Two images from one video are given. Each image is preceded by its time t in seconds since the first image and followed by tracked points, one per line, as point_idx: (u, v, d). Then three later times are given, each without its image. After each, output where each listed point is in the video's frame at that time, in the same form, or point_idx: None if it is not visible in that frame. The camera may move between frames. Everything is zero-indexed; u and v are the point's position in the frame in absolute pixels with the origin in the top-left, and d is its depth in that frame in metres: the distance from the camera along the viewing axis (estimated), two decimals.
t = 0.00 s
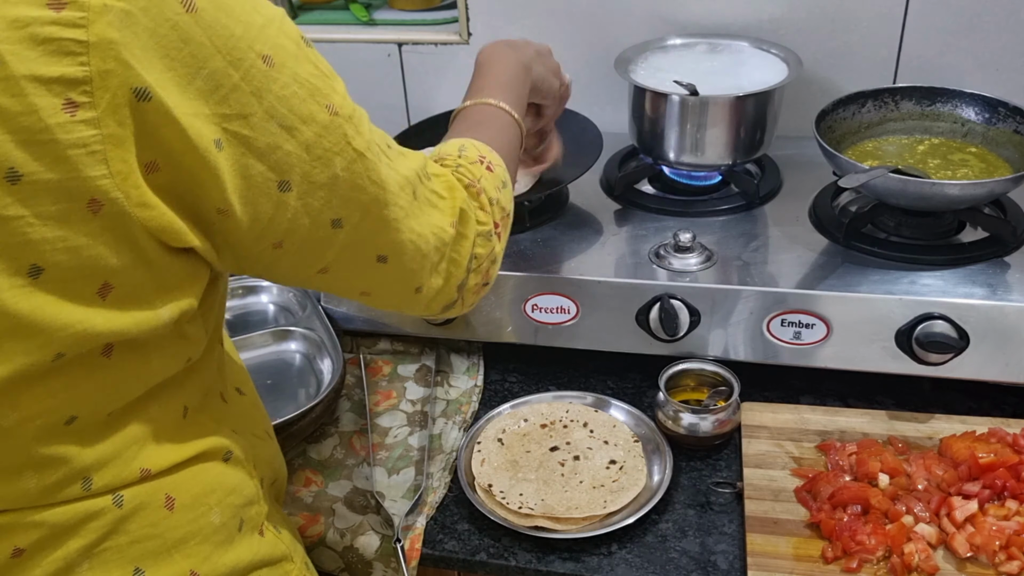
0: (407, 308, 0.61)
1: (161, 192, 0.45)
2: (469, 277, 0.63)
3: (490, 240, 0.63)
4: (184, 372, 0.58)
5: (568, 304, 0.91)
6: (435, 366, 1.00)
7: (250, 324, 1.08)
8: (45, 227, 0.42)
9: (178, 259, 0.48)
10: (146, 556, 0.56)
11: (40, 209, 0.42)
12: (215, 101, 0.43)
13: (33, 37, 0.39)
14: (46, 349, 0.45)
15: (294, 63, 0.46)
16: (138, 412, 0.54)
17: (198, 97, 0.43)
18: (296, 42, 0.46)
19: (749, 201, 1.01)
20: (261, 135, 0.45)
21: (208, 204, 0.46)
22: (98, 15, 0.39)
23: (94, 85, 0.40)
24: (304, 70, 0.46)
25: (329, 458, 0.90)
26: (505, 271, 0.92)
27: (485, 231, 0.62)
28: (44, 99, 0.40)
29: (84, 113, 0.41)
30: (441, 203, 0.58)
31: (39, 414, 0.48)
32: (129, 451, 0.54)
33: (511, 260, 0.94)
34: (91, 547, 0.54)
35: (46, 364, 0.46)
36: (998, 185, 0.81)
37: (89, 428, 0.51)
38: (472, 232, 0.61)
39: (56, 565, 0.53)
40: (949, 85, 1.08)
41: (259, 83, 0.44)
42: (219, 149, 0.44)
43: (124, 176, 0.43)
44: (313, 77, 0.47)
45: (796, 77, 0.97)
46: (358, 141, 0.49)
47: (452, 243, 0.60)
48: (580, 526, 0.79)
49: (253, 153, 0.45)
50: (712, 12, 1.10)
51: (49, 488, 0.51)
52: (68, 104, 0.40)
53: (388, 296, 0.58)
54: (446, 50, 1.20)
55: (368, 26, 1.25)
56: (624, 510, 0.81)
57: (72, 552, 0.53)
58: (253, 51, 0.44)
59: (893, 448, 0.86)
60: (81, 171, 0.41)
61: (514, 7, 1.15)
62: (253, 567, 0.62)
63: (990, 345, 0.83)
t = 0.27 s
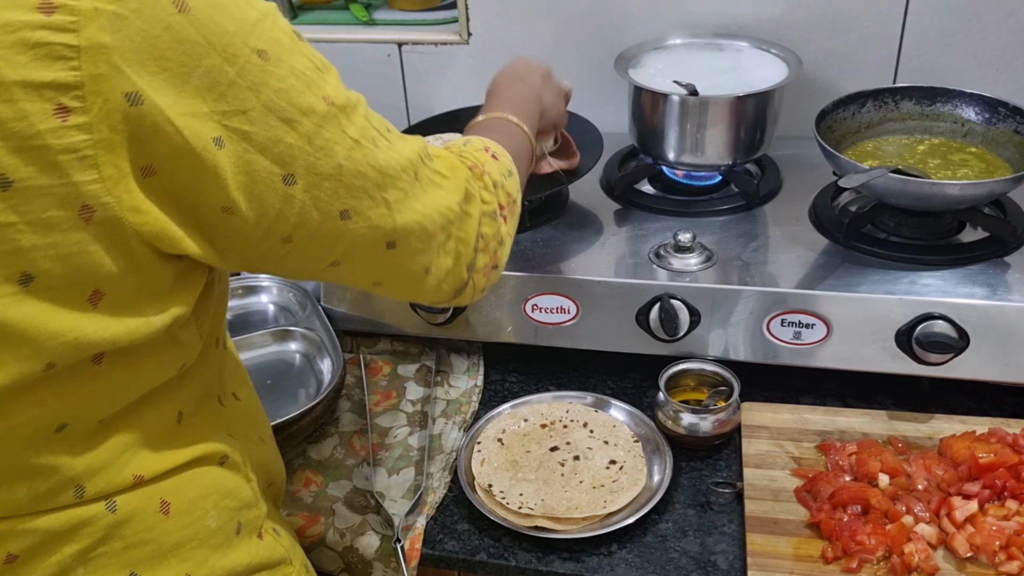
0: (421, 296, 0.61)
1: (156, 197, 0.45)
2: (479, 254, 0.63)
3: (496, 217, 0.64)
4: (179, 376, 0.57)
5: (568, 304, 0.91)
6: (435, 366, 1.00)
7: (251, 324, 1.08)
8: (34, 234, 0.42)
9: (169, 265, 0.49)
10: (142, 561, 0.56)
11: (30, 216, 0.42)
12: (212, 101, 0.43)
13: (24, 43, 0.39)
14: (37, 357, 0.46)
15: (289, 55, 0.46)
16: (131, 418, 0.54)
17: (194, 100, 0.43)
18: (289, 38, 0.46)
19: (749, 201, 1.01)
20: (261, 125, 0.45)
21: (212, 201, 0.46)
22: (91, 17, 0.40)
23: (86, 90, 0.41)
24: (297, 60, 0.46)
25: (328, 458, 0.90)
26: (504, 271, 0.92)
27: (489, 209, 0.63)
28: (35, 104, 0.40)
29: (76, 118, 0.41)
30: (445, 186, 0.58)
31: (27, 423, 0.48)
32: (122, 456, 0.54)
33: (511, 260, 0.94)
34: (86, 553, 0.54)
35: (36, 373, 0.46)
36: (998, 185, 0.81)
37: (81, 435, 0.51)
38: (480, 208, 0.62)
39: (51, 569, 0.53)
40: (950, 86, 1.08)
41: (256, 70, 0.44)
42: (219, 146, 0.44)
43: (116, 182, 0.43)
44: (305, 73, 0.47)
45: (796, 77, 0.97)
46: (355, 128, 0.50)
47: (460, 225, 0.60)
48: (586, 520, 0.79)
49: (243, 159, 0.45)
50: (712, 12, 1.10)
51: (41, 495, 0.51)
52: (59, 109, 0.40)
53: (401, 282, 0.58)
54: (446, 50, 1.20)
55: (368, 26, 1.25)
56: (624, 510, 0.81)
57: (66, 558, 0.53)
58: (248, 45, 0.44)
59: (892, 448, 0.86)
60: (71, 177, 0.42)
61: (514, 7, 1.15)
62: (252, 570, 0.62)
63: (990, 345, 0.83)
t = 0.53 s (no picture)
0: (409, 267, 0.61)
1: (126, 206, 0.46)
2: (460, 218, 0.63)
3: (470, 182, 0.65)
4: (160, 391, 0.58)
5: (568, 304, 0.91)
6: (435, 366, 1.00)
7: (251, 324, 1.08)
8: (6, 248, 0.43)
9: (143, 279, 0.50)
10: None
11: None
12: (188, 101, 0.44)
13: None
14: (9, 372, 0.46)
15: (263, 45, 0.46)
16: (108, 435, 0.54)
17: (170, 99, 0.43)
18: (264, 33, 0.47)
19: (749, 201, 1.01)
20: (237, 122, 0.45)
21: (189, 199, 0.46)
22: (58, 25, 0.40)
23: (54, 100, 0.41)
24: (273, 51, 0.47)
25: (328, 459, 0.89)
26: (505, 271, 0.92)
27: (461, 174, 0.64)
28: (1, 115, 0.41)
29: (43, 129, 0.41)
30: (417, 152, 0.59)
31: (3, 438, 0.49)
32: (100, 472, 0.54)
33: (511, 260, 0.94)
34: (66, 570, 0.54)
35: (8, 390, 0.47)
36: (998, 185, 0.81)
37: (57, 451, 0.52)
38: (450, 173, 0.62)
39: None
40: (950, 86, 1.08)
41: (231, 65, 0.45)
42: (196, 143, 0.45)
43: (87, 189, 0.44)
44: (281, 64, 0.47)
45: (796, 77, 0.97)
46: (328, 108, 0.50)
47: (437, 188, 0.60)
48: (583, 523, 0.79)
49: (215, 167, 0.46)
50: (712, 12, 1.10)
51: (19, 513, 0.52)
52: (26, 120, 0.41)
53: (389, 258, 0.58)
54: (446, 50, 1.20)
55: (369, 26, 1.25)
56: (624, 510, 0.81)
57: None
58: (222, 41, 0.44)
59: (893, 448, 0.86)
60: (38, 189, 0.42)
61: (514, 7, 1.15)
62: None
63: (990, 345, 0.83)
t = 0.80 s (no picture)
0: (403, 240, 0.61)
1: (146, 192, 0.46)
2: (451, 195, 0.63)
3: (463, 160, 0.64)
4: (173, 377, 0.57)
5: (568, 304, 0.91)
6: (435, 366, 1.00)
7: (251, 324, 1.08)
8: (31, 231, 0.43)
9: (161, 261, 0.50)
10: (137, 562, 0.56)
11: (27, 213, 0.42)
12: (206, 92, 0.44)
13: (23, 42, 0.40)
14: (33, 352, 0.46)
15: (275, 40, 0.47)
16: (124, 420, 0.54)
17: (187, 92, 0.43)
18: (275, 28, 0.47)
19: (749, 201, 1.01)
20: (248, 112, 0.46)
21: (200, 185, 0.47)
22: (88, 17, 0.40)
23: (83, 89, 0.41)
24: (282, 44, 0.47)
25: (328, 458, 0.89)
26: (504, 271, 0.92)
27: (455, 153, 0.63)
28: (34, 102, 0.41)
29: (73, 117, 0.42)
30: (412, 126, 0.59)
31: (23, 422, 0.48)
32: (116, 456, 0.54)
33: (511, 260, 0.94)
34: (82, 554, 0.54)
35: (34, 371, 0.47)
36: (998, 185, 0.81)
37: (73, 434, 0.51)
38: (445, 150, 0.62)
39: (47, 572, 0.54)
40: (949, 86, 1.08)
41: (245, 58, 0.45)
42: (215, 132, 0.45)
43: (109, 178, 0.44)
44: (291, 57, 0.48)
45: (796, 77, 0.97)
46: (331, 96, 0.51)
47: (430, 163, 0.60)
48: (586, 519, 0.79)
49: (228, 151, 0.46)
50: (712, 12, 1.10)
51: (36, 495, 0.52)
52: (57, 107, 0.41)
53: (383, 235, 0.59)
54: (446, 50, 1.20)
55: (368, 26, 1.25)
56: (624, 510, 0.81)
57: (63, 560, 0.54)
58: (238, 36, 0.45)
59: (893, 448, 0.86)
60: (66, 174, 0.42)
61: (513, 6, 1.15)
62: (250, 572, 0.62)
63: (990, 346, 0.83)
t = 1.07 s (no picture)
0: (401, 291, 0.61)
1: (149, 187, 0.45)
2: (452, 247, 0.63)
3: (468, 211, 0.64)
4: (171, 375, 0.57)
5: (568, 304, 0.91)
6: (435, 366, 1.00)
7: (250, 324, 1.08)
8: (32, 217, 0.43)
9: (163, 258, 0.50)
10: (138, 557, 0.56)
11: (28, 199, 0.42)
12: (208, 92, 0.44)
13: (29, 30, 0.40)
14: (31, 340, 0.46)
15: (284, 52, 0.47)
16: (124, 414, 0.54)
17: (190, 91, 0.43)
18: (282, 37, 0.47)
19: (749, 201, 1.01)
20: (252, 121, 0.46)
21: (200, 191, 0.46)
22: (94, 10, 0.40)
23: (88, 79, 0.41)
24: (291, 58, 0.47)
25: (329, 458, 0.90)
26: (504, 271, 0.92)
27: (461, 205, 0.63)
28: (38, 90, 0.41)
29: (77, 106, 0.41)
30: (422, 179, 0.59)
31: (22, 410, 0.48)
32: (115, 450, 0.54)
33: (511, 260, 0.94)
34: (81, 549, 0.54)
35: (30, 356, 0.47)
36: (998, 185, 0.81)
37: (72, 427, 0.51)
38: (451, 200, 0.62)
39: (46, 567, 0.53)
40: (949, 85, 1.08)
41: (250, 69, 0.45)
42: (214, 136, 0.45)
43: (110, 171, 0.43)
44: (298, 73, 0.47)
45: (796, 77, 0.97)
46: (341, 124, 0.51)
47: (434, 216, 0.60)
48: (586, 519, 0.79)
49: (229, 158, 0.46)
50: (712, 12, 1.10)
51: (34, 487, 0.51)
52: (61, 96, 0.41)
53: (382, 277, 0.58)
54: (446, 50, 1.20)
55: (368, 26, 1.25)
56: (624, 510, 0.81)
57: (62, 554, 0.53)
58: (243, 42, 0.44)
59: (893, 448, 0.86)
60: (70, 163, 0.42)
61: (513, 6, 1.15)
62: (249, 569, 0.62)
63: (990, 345, 0.83)
